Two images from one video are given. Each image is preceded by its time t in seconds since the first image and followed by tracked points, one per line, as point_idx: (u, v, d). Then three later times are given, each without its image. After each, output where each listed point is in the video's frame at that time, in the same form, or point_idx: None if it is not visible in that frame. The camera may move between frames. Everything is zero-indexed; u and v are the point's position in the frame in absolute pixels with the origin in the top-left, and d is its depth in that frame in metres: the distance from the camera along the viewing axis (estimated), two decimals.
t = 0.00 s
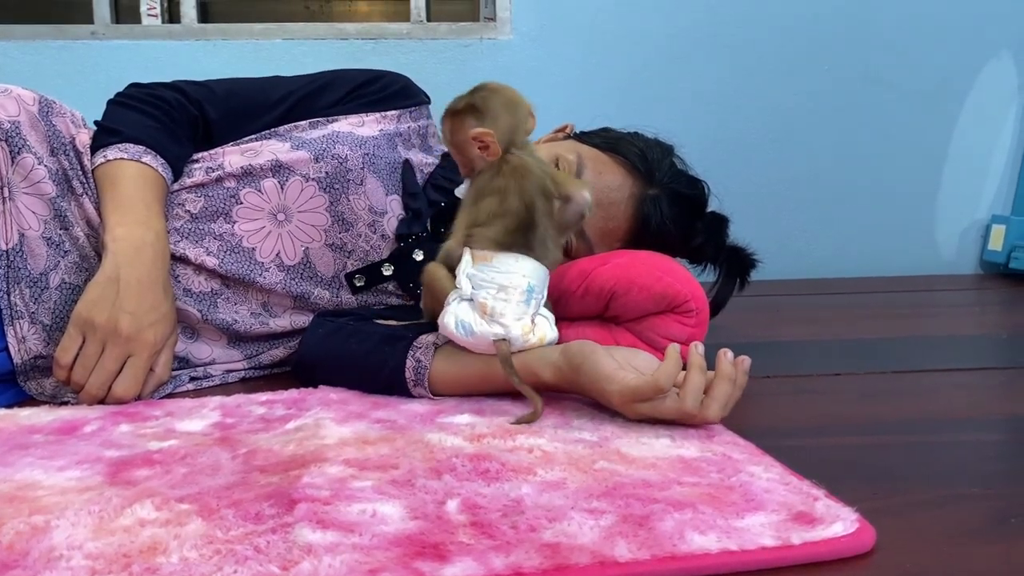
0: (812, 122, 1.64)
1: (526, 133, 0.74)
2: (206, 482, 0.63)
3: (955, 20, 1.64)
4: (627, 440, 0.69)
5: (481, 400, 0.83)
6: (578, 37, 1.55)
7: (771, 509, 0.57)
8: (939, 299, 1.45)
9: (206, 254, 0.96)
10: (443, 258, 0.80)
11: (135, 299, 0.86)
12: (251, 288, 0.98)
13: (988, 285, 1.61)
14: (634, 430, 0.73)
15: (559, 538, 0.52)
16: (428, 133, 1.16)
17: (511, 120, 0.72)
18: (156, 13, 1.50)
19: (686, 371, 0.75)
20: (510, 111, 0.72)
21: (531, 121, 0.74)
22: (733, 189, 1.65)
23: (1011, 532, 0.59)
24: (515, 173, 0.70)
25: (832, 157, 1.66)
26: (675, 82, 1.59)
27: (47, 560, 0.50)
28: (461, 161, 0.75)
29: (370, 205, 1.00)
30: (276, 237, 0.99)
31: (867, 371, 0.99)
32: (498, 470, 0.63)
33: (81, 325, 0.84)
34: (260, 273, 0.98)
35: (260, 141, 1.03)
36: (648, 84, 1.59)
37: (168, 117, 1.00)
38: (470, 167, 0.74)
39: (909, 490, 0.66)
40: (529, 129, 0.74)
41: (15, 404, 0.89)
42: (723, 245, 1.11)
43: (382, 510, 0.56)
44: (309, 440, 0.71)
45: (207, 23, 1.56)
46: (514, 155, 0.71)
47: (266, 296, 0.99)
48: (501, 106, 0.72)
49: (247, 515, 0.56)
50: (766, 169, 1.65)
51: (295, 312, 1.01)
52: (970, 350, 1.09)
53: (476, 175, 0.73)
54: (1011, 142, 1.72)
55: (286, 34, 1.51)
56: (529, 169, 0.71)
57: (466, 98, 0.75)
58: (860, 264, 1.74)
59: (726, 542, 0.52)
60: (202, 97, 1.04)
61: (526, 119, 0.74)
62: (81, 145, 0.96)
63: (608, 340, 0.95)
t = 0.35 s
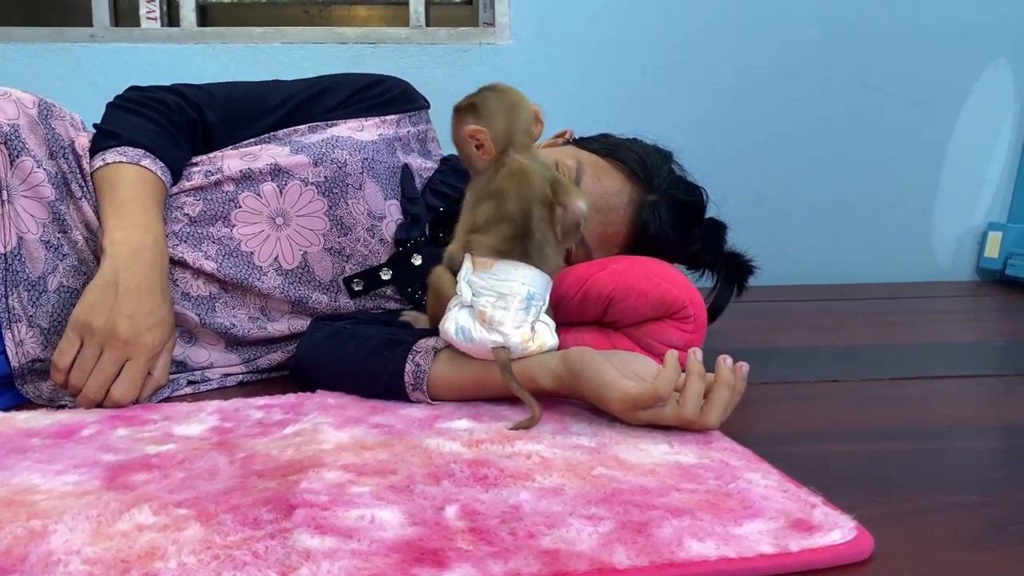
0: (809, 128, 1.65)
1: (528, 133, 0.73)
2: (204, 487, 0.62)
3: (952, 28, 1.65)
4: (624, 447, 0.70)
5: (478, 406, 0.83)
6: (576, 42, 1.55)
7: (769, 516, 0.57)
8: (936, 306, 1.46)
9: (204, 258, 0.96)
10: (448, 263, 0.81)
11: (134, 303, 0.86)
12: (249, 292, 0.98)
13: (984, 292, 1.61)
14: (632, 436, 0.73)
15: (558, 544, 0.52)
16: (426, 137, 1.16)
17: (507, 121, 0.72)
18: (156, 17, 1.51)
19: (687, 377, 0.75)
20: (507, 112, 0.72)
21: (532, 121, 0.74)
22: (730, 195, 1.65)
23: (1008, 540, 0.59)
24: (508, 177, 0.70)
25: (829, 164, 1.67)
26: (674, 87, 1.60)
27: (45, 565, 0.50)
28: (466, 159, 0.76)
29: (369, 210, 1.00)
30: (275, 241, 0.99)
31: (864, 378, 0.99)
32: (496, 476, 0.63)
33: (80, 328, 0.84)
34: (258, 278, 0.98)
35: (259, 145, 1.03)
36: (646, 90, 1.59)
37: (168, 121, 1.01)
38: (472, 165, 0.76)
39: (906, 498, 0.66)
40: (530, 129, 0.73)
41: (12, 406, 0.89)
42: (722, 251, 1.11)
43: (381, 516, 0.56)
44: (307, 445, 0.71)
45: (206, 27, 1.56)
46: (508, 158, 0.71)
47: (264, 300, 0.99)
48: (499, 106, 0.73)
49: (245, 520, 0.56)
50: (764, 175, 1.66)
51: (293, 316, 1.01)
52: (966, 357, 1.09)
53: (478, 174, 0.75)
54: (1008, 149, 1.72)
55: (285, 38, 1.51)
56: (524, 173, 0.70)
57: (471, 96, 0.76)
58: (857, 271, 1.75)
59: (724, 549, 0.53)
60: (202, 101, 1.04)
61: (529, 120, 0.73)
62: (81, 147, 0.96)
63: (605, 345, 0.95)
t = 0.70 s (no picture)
0: (808, 139, 1.65)
1: (510, 146, 0.65)
2: (205, 500, 0.62)
3: (951, 40, 1.65)
4: (627, 461, 0.70)
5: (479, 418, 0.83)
6: (577, 51, 1.56)
7: (771, 534, 0.57)
8: (934, 318, 1.46)
9: (205, 266, 0.96)
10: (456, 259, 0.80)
11: (134, 312, 0.85)
12: (249, 301, 0.98)
13: (982, 304, 1.62)
14: (634, 450, 0.72)
15: (561, 561, 0.52)
16: (427, 146, 1.16)
17: (483, 131, 0.65)
18: (157, 23, 1.51)
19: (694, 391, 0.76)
20: (485, 121, 0.65)
21: (518, 133, 0.65)
22: (729, 205, 1.66)
23: (1009, 559, 0.59)
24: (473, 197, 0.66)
25: (828, 174, 1.67)
26: (673, 97, 1.60)
27: None
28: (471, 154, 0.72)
29: (370, 220, 1.00)
30: (275, 250, 0.99)
31: (864, 391, 0.99)
32: (498, 490, 0.63)
33: (80, 337, 0.84)
34: (259, 286, 0.98)
35: (261, 153, 1.03)
36: (646, 100, 1.60)
37: (168, 128, 1.01)
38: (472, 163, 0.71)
39: (907, 514, 0.66)
40: (513, 143, 0.65)
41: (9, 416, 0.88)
42: (721, 261, 1.12)
43: (383, 531, 0.56)
44: (308, 458, 0.71)
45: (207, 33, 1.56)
46: (478, 174, 0.66)
47: (264, 309, 0.99)
48: (480, 112, 0.65)
49: (247, 535, 0.56)
50: (763, 186, 1.66)
51: (293, 325, 1.01)
52: (965, 370, 1.09)
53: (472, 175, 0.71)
54: (1006, 161, 1.73)
55: (286, 45, 1.51)
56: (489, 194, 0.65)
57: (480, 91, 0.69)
58: (855, 281, 1.75)
59: (727, 567, 0.53)
60: (203, 108, 1.04)
61: (513, 130, 0.65)
62: (81, 155, 0.96)
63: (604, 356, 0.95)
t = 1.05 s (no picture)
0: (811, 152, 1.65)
1: (513, 170, 0.64)
2: (207, 524, 0.62)
3: (954, 54, 1.65)
4: (632, 485, 0.69)
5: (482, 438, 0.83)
6: (579, 63, 1.55)
7: (780, 564, 0.57)
8: (935, 334, 1.46)
9: (207, 281, 0.96)
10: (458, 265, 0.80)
11: (135, 329, 0.85)
12: (251, 316, 0.97)
13: (984, 319, 1.61)
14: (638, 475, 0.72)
15: None
16: (431, 159, 1.16)
17: (489, 153, 0.65)
18: (159, 32, 1.50)
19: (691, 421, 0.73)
20: (492, 143, 0.65)
21: (522, 159, 0.64)
22: (731, 218, 1.66)
23: None
24: (478, 215, 0.67)
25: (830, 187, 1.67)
26: (676, 109, 1.60)
27: None
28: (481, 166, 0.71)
29: (374, 234, 0.99)
30: (278, 265, 0.98)
31: (868, 411, 0.99)
32: (504, 516, 0.62)
33: (80, 354, 0.84)
34: (261, 301, 0.97)
35: (263, 166, 1.03)
36: (648, 112, 1.59)
37: (171, 140, 1.00)
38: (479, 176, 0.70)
39: (915, 543, 0.65)
40: (518, 168, 0.64)
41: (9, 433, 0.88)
42: (725, 278, 1.11)
43: (388, 559, 0.56)
44: (311, 479, 0.70)
45: (208, 42, 1.56)
46: (485, 192, 0.67)
47: (266, 324, 0.98)
48: (489, 133, 0.65)
49: (250, 562, 0.56)
50: (765, 199, 1.66)
51: (295, 340, 1.00)
52: (969, 389, 1.09)
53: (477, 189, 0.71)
54: (1008, 175, 1.73)
55: (288, 55, 1.51)
56: (493, 214, 0.66)
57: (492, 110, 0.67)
58: (857, 295, 1.75)
59: None
60: (205, 120, 1.03)
61: (519, 153, 0.64)
62: (83, 168, 0.96)
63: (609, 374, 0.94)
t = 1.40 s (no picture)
0: (812, 163, 1.64)
1: (503, 193, 0.69)
2: (195, 550, 0.60)
3: (957, 66, 1.64)
4: (632, 511, 0.68)
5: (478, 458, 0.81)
6: (579, 73, 1.54)
7: None
8: (937, 349, 1.44)
9: (200, 292, 0.94)
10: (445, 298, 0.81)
11: (128, 341, 0.83)
12: (243, 329, 0.96)
13: (985, 334, 1.60)
14: (638, 499, 0.70)
15: None
16: (430, 172, 1.14)
17: (482, 173, 0.69)
18: (154, 37, 1.49)
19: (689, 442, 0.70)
20: (484, 165, 0.69)
21: (512, 181, 0.69)
22: (731, 229, 1.64)
23: None
24: (467, 233, 0.71)
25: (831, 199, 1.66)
26: (677, 120, 1.59)
27: None
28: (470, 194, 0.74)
29: (371, 247, 0.97)
30: (273, 276, 0.96)
31: (871, 430, 0.97)
32: (500, 544, 0.61)
33: (71, 366, 0.82)
34: (254, 314, 0.95)
35: (261, 175, 1.01)
36: (649, 122, 1.58)
37: (167, 145, 0.98)
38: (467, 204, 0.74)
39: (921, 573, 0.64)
40: (508, 188, 0.69)
41: None
42: (727, 292, 1.10)
43: None
44: (302, 502, 0.69)
45: (204, 48, 1.54)
46: (473, 212, 0.71)
47: (259, 338, 0.96)
48: (479, 156, 0.69)
49: None
50: (765, 211, 1.64)
51: (288, 354, 0.99)
52: (971, 407, 1.08)
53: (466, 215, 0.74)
54: (1011, 188, 1.72)
55: (285, 61, 1.49)
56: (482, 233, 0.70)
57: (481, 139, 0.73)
58: (857, 307, 1.73)
59: None
60: (203, 125, 1.01)
61: (509, 175, 0.69)
62: (75, 174, 0.94)
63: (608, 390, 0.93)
